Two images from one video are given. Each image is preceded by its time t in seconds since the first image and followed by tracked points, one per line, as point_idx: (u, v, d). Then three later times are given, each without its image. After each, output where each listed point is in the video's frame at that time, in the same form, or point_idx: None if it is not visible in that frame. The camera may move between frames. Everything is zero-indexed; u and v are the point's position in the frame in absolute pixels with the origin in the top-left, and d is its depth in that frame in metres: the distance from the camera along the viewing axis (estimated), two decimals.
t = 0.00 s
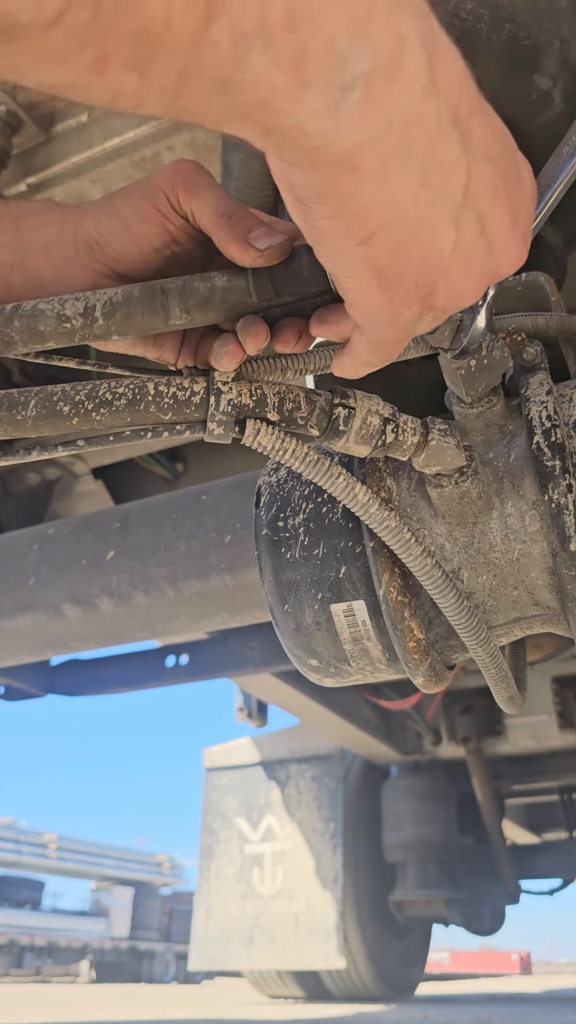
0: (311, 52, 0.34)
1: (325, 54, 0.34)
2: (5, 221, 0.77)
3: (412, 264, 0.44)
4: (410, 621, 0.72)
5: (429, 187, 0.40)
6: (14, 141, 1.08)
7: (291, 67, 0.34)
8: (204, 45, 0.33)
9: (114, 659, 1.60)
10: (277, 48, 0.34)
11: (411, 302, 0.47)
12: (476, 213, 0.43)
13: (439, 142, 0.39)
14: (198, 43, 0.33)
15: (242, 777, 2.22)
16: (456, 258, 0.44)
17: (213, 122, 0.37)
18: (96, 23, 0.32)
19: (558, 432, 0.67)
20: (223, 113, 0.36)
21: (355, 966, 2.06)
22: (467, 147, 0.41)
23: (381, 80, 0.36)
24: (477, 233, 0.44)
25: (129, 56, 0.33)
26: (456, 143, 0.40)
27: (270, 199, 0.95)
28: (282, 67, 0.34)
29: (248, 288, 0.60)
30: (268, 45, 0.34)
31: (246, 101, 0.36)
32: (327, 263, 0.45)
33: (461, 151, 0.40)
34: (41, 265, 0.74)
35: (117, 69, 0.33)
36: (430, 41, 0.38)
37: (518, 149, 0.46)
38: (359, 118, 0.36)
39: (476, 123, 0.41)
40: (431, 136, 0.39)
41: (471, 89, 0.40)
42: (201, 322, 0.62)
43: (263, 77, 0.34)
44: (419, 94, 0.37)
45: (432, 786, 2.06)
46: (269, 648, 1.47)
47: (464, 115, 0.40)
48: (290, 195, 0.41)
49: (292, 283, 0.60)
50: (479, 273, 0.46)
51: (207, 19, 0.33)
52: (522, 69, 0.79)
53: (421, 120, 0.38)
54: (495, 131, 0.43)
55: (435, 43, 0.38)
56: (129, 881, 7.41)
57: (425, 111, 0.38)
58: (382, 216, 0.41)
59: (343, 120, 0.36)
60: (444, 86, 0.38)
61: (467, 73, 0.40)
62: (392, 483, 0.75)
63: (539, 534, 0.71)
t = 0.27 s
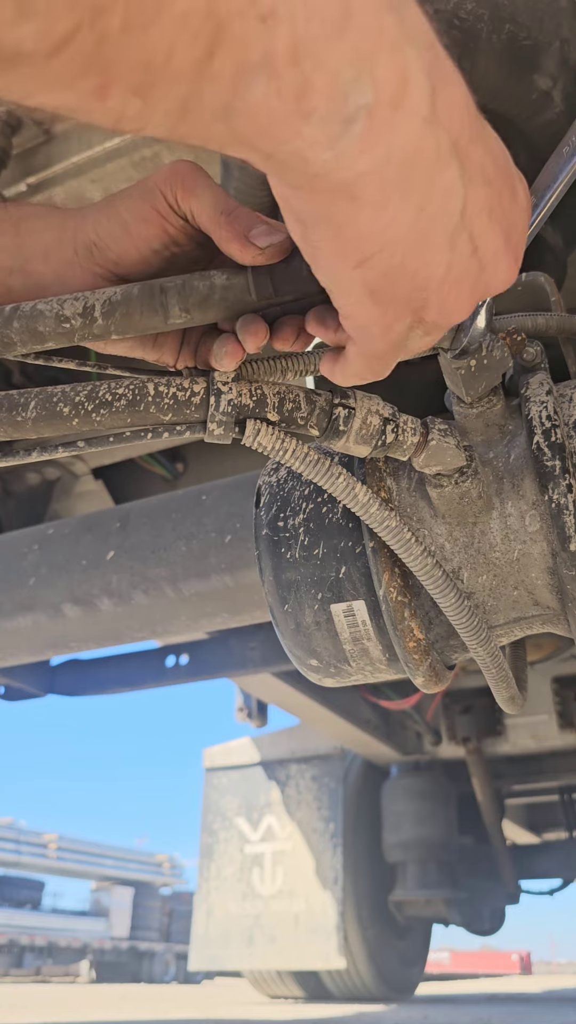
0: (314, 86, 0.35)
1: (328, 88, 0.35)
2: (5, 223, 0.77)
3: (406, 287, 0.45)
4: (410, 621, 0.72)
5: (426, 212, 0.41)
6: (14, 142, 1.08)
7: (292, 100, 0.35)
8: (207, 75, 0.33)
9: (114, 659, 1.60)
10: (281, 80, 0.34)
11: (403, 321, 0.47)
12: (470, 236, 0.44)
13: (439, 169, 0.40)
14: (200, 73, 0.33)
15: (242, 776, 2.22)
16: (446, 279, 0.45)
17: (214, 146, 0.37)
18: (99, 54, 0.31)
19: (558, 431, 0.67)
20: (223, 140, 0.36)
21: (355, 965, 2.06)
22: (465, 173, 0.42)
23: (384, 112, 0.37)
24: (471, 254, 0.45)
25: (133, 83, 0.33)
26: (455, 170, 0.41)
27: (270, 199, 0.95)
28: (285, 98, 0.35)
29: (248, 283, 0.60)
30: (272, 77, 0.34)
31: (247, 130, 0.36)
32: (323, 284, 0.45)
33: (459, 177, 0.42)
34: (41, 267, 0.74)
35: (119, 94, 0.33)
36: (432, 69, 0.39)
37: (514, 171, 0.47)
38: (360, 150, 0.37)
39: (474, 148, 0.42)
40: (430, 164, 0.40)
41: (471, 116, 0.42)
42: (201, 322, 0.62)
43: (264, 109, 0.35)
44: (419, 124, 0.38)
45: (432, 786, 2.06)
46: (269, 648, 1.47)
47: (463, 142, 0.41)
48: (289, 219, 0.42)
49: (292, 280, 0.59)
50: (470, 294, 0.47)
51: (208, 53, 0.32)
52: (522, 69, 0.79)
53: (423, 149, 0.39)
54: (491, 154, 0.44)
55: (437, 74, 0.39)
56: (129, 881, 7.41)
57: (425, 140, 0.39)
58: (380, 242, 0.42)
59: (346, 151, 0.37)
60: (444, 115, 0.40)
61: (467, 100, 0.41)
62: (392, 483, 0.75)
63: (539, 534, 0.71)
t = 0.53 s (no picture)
0: (270, 115, 0.36)
1: (286, 117, 0.37)
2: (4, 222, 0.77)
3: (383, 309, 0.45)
4: (410, 621, 0.72)
5: (393, 237, 0.42)
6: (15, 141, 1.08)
7: (248, 129, 0.37)
8: (161, 104, 0.35)
9: (114, 659, 1.60)
10: (238, 108, 0.36)
11: (376, 340, 0.47)
12: (445, 260, 0.44)
13: (407, 194, 0.41)
14: (155, 102, 0.35)
15: (242, 776, 2.22)
16: (421, 302, 0.45)
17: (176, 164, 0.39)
18: (53, 79, 0.33)
19: (558, 431, 0.67)
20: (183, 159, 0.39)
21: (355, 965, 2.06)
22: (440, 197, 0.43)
23: (343, 141, 0.38)
24: (451, 278, 0.45)
25: (89, 110, 0.35)
26: (427, 194, 0.42)
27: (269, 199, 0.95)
28: (242, 127, 0.37)
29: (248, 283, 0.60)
30: (227, 107, 0.36)
31: (206, 153, 0.38)
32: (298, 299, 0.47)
33: (431, 202, 0.42)
34: (38, 267, 0.73)
35: (76, 118, 0.35)
36: (403, 97, 0.40)
37: (505, 198, 0.47)
38: (319, 177, 0.39)
39: (451, 174, 0.43)
40: (396, 190, 0.41)
41: (448, 141, 0.42)
42: (201, 320, 0.62)
43: (223, 131, 0.37)
44: (382, 150, 0.39)
45: (432, 786, 2.06)
46: (269, 648, 1.47)
47: (438, 166, 0.42)
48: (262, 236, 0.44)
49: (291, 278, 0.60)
50: (447, 315, 0.47)
51: (164, 82, 0.35)
52: (522, 69, 0.79)
53: (387, 174, 0.40)
54: (476, 179, 0.44)
55: (408, 102, 0.40)
56: (129, 881, 7.41)
57: (388, 167, 0.40)
58: (351, 264, 0.43)
59: (305, 177, 0.39)
60: (414, 141, 0.40)
61: (444, 126, 0.42)
62: (392, 483, 0.75)
63: (539, 534, 0.71)
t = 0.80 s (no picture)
0: (244, 134, 0.37)
1: (260, 139, 0.37)
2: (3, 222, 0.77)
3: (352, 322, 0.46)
4: (410, 621, 0.72)
5: (364, 253, 0.43)
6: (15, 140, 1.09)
7: (223, 147, 0.37)
8: (138, 123, 0.36)
9: (114, 659, 1.60)
10: (213, 128, 0.37)
11: (344, 347, 0.48)
12: (417, 280, 0.45)
13: (382, 215, 0.41)
14: (132, 120, 0.36)
15: (242, 776, 2.22)
16: (390, 317, 0.46)
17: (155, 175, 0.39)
18: (33, 94, 0.34)
19: (558, 431, 0.67)
20: (164, 172, 0.39)
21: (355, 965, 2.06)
22: (419, 218, 0.43)
23: (317, 161, 0.39)
24: (424, 299, 0.46)
25: (69, 125, 0.35)
26: (405, 215, 0.42)
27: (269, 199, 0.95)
28: (217, 145, 0.37)
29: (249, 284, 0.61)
30: (203, 126, 0.37)
31: (182, 168, 0.39)
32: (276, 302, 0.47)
33: (408, 223, 0.43)
34: (33, 267, 0.72)
35: (56, 132, 0.36)
36: (385, 119, 0.40)
37: (488, 219, 0.47)
38: (292, 194, 0.40)
39: (431, 196, 0.43)
40: (371, 212, 0.41)
41: (433, 162, 0.43)
42: (200, 321, 0.62)
43: (198, 150, 0.38)
44: (357, 171, 0.40)
45: (432, 786, 2.06)
46: (269, 648, 1.47)
47: (420, 188, 0.42)
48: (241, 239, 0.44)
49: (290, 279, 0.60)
50: (415, 332, 0.47)
51: (140, 101, 0.35)
52: (522, 69, 0.79)
53: (362, 196, 0.41)
54: (459, 201, 0.44)
55: (391, 124, 0.40)
56: (130, 881, 7.41)
57: (362, 188, 0.40)
58: (323, 278, 0.44)
59: (278, 194, 0.40)
60: (393, 165, 0.41)
61: (429, 147, 0.42)
62: (392, 483, 0.75)
63: (539, 534, 0.71)
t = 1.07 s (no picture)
0: (204, 169, 0.39)
1: (221, 172, 0.39)
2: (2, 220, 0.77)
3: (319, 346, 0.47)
4: (410, 621, 0.72)
5: (328, 280, 0.44)
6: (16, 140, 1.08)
7: (183, 179, 0.39)
8: (100, 153, 0.38)
9: (114, 659, 1.60)
10: (174, 161, 0.39)
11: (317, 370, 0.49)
12: (385, 307, 0.45)
13: (344, 244, 0.43)
14: (94, 151, 0.38)
15: (242, 776, 2.22)
16: (360, 341, 0.47)
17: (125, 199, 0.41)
18: None
19: (558, 432, 0.67)
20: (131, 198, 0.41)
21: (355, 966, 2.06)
22: (389, 248, 0.44)
23: (278, 194, 0.40)
24: (392, 327, 0.46)
25: (32, 154, 0.38)
26: (371, 245, 0.43)
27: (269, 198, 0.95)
28: (177, 178, 0.39)
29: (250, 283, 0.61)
30: (164, 160, 0.38)
31: (146, 195, 0.40)
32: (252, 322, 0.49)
33: (373, 253, 0.43)
34: (30, 265, 0.72)
35: (20, 159, 0.38)
36: (351, 152, 0.41)
37: (465, 247, 0.48)
38: (254, 224, 0.41)
39: (400, 226, 0.44)
40: (333, 241, 0.42)
41: (405, 194, 0.43)
42: (199, 320, 0.62)
43: (159, 180, 0.39)
44: (318, 204, 0.41)
45: (432, 786, 2.06)
46: (269, 648, 1.47)
47: (390, 219, 0.43)
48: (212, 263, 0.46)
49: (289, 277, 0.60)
50: (386, 356, 0.48)
51: (102, 132, 0.37)
52: (522, 70, 0.79)
53: (325, 226, 0.42)
54: (431, 231, 0.45)
55: (357, 158, 0.41)
56: (130, 881, 7.41)
57: (324, 219, 0.42)
58: (288, 304, 0.45)
59: (239, 224, 0.41)
60: (359, 199, 0.42)
61: (401, 179, 0.43)
62: (392, 483, 0.75)
63: (539, 534, 0.71)
